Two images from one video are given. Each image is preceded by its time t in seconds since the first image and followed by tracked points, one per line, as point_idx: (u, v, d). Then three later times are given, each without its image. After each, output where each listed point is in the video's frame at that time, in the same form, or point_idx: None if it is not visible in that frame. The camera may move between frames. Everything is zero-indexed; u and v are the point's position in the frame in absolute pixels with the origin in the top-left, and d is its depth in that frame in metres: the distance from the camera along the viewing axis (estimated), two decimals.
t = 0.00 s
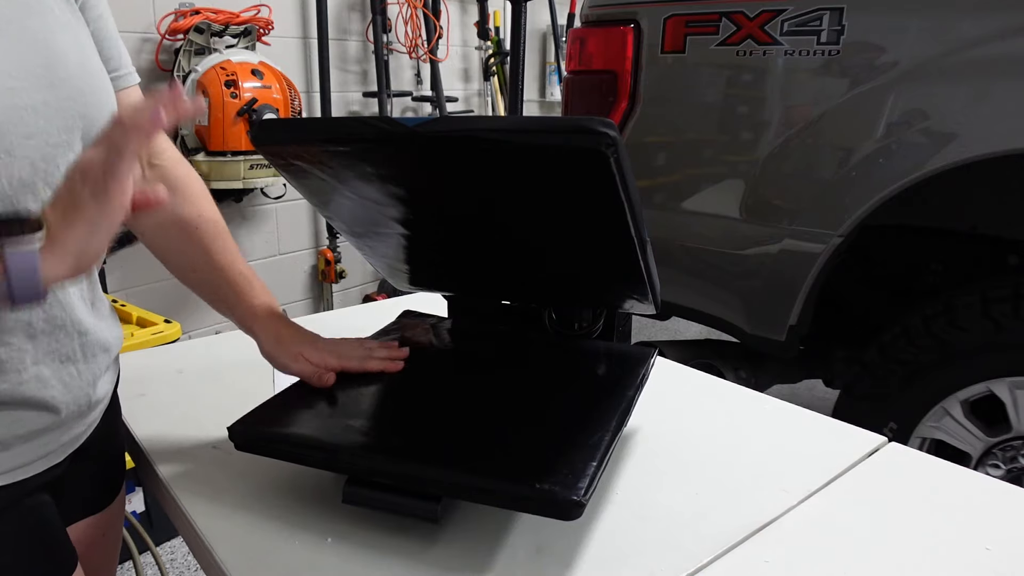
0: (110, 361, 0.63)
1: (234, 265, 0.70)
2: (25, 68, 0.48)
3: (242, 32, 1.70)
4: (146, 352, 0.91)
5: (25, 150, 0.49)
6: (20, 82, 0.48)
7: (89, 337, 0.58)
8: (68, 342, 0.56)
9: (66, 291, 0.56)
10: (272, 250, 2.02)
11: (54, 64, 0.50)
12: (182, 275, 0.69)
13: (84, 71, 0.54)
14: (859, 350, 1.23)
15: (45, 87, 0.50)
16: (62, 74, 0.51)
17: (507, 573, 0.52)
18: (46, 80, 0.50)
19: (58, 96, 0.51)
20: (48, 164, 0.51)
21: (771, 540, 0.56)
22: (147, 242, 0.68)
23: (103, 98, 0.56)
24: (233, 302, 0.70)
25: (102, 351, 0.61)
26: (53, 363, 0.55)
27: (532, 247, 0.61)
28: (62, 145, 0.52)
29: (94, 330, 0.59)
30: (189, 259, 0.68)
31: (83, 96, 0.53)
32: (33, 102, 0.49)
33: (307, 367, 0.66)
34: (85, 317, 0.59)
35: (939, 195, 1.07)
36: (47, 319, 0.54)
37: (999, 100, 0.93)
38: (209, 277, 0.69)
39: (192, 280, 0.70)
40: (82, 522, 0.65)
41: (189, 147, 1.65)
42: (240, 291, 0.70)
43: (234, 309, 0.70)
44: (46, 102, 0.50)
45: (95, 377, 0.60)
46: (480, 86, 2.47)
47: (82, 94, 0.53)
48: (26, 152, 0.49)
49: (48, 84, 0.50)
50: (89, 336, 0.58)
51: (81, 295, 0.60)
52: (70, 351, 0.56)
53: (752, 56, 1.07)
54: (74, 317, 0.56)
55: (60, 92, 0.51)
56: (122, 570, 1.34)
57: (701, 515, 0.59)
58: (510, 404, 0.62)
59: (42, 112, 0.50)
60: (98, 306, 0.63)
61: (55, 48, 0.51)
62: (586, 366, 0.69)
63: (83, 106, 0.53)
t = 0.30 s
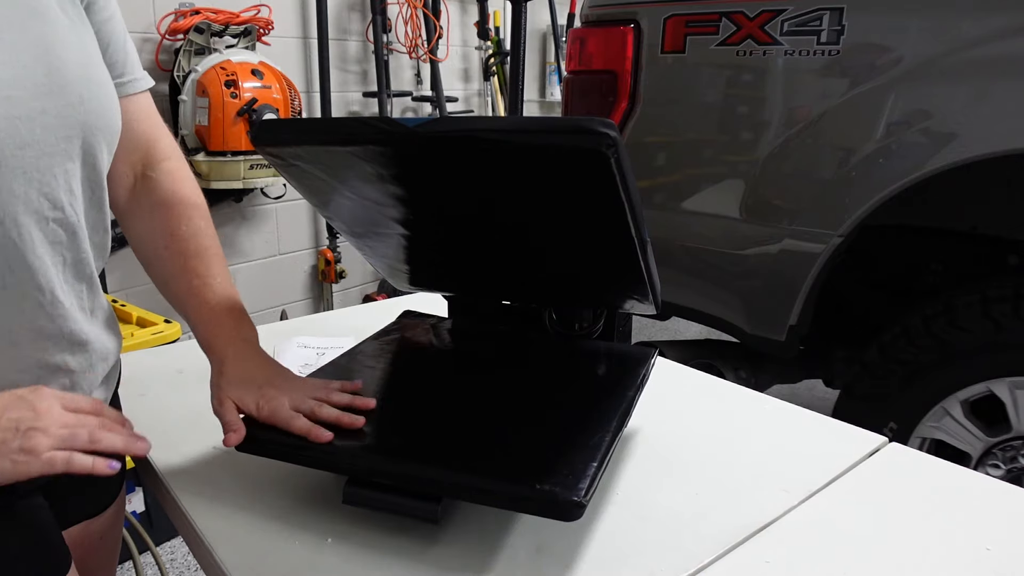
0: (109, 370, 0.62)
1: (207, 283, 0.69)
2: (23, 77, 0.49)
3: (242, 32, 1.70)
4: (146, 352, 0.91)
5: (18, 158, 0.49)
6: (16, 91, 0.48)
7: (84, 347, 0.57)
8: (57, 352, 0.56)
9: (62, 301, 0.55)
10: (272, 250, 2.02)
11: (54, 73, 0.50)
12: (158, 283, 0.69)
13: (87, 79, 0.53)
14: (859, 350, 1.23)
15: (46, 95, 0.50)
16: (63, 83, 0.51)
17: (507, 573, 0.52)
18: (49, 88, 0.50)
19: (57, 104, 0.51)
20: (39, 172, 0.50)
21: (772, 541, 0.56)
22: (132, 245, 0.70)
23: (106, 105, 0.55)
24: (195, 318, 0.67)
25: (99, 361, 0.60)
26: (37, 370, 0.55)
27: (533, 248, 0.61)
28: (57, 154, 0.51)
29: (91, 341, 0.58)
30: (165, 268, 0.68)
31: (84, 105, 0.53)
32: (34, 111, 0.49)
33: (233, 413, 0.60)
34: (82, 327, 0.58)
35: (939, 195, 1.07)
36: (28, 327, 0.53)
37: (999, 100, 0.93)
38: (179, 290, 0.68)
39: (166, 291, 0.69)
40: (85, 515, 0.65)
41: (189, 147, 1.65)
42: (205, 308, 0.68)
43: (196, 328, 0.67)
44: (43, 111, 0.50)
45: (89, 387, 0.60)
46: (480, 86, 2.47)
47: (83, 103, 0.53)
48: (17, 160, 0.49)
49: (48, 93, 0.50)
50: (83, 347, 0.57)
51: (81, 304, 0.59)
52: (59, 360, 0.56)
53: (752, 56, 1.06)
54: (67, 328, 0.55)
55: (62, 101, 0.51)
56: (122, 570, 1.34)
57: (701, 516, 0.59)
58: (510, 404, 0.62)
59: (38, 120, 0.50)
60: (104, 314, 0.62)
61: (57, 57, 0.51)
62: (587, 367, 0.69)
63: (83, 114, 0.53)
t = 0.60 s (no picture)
0: (99, 378, 0.62)
1: (222, 270, 0.68)
2: (21, 79, 0.49)
3: (242, 32, 1.70)
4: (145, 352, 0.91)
5: (12, 163, 0.49)
6: (12, 94, 0.48)
7: (75, 353, 0.57)
8: (48, 359, 0.55)
9: (53, 308, 0.54)
10: (272, 250, 2.02)
11: (52, 76, 0.50)
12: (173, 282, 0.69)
13: (85, 84, 0.53)
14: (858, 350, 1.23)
15: (42, 99, 0.50)
16: (60, 87, 0.51)
17: (507, 573, 0.52)
18: (44, 93, 0.50)
19: (52, 108, 0.50)
20: (31, 177, 0.50)
21: (772, 540, 0.56)
22: (139, 251, 0.70)
23: (105, 113, 0.55)
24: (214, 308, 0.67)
25: (88, 367, 0.60)
26: (29, 378, 0.54)
27: (533, 247, 0.61)
28: (51, 159, 0.51)
29: (81, 347, 0.58)
30: (174, 264, 0.68)
31: (81, 110, 0.53)
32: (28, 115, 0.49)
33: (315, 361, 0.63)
34: (71, 333, 0.57)
35: (939, 195, 1.07)
36: (24, 335, 0.53)
37: (999, 100, 0.93)
38: (194, 278, 0.68)
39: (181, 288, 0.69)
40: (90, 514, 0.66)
41: (189, 147, 1.65)
42: (221, 294, 0.67)
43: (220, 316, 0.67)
44: (38, 114, 0.50)
45: (81, 393, 0.59)
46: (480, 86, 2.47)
47: (80, 109, 0.52)
48: (11, 165, 0.49)
49: (44, 97, 0.50)
50: (73, 353, 0.57)
51: (71, 311, 0.58)
52: (49, 367, 0.56)
53: (752, 56, 1.06)
54: (59, 335, 0.55)
55: (57, 105, 0.51)
56: (122, 570, 1.34)
57: (701, 515, 0.59)
58: (510, 404, 0.62)
59: (34, 124, 0.50)
60: (92, 320, 0.62)
61: (56, 62, 0.51)
62: (587, 367, 0.69)
63: (79, 119, 0.53)
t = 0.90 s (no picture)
0: (102, 376, 0.62)
1: (231, 259, 0.68)
2: (22, 77, 0.49)
3: (242, 32, 1.70)
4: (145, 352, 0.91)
5: (16, 161, 0.49)
6: (14, 93, 0.48)
7: (78, 351, 0.57)
8: (52, 357, 0.55)
9: (58, 306, 0.54)
10: (272, 250, 2.02)
11: (52, 74, 0.50)
12: (186, 275, 0.69)
13: (86, 81, 0.53)
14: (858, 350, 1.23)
15: (43, 97, 0.50)
16: (61, 85, 0.51)
17: (507, 573, 0.52)
18: (45, 91, 0.50)
19: (54, 106, 0.51)
20: (36, 176, 0.50)
21: (771, 541, 0.56)
22: (151, 246, 0.70)
23: (106, 110, 0.55)
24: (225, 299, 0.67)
25: (91, 365, 0.60)
26: (33, 377, 0.54)
27: (533, 248, 0.62)
28: (54, 157, 0.51)
29: (85, 345, 0.58)
30: (184, 256, 0.68)
31: (82, 107, 0.53)
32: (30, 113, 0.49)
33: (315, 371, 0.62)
34: (76, 331, 0.57)
35: (939, 195, 1.07)
36: (29, 333, 0.53)
37: (999, 100, 0.93)
38: (206, 271, 0.67)
39: (193, 281, 0.69)
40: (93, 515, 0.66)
41: (189, 147, 1.65)
42: (231, 284, 0.66)
43: (232, 306, 0.66)
44: (40, 112, 0.50)
45: (84, 392, 0.59)
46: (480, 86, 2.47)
47: (81, 106, 0.53)
48: (15, 163, 0.49)
49: (45, 95, 0.50)
50: (77, 351, 0.57)
51: (75, 309, 0.58)
52: (52, 366, 0.56)
53: (752, 56, 1.07)
54: (64, 333, 0.55)
55: (59, 103, 0.51)
56: (122, 570, 1.34)
57: (701, 515, 0.59)
58: (511, 404, 0.62)
59: (36, 123, 0.50)
60: (95, 318, 0.62)
61: (56, 59, 0.51)
62: (587, 367, 0.69)
63: (82, 117, 0.53)
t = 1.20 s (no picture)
0: (105, 375, 0.61)
1: (237, 247, 0.68)
2: (23, 79, 0.49)
3: (242, 32, 1.70)
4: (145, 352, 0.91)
5: (20, 162, 0.49)
6: (16, 94, 0.48)
7: (80, 351, 0.57)
8: (55, 358, 0.55)
9: (62, 306, 0.54)
10: (272, 250, 2.02)
11: (53, 74, 0.50)
12: (195, 269, 0.69)
13: (86, 82, 0.53)
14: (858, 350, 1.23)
15: (45, 98, 0.50)
16: (63, 86, 0.51)
17: (507, 573, 0.52)
18: (47, 92, 0.50)
19: (56, 107, 0.50)
20: (41, 176, 0.50)
21: (771, 541, 0.56)
22: (159, 240, 0.70)
23: (108, 110, 0.55)
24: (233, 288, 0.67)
25: (93, 365, 0.60)
26: (36, 377, 0.54)
27: (532, 248, 0.62)
28: (58, 157, 0.51)
29: (88, 345, 0.58)
30: (192, 247, 0.68)
31: (84, 107, 0.53)
32: (32, 115, 0.49)
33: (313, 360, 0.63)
34: (79, 332, 0.57)
35: (939, 195, 1.07)
36: (32, 333, 0.53)
37: (999, 100, 0.93)
38: (214, 265, 0.67)
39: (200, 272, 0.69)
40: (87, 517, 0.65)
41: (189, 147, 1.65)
42: (237, 272, 0.67)
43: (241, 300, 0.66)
44: (43, 113, 0.50)
45: (86, 392, 0.59)
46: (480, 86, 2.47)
47: (83, 106, 0.53)
48: (19, 164, 0.49)
49: (47, 96, 0.50)
50: (80, 351, 0.57)
51: (79, 309, 0.58)
52: (54, 366, 0.56)
53: (752, 56, 1.07)
54: (66, 333, 0.55)
55: (61, 104, 0.51)
56: (122, 570, 1.34)
57: (701, 515, 0.59)
58: (511, 404, 0.62)
59: (39, 124, 0.50)
60: (98, 318, 0.62)
61: (56, 59, 0.51)
62: (587, 367, 0.69)
63: (84, 117, 0.53)
